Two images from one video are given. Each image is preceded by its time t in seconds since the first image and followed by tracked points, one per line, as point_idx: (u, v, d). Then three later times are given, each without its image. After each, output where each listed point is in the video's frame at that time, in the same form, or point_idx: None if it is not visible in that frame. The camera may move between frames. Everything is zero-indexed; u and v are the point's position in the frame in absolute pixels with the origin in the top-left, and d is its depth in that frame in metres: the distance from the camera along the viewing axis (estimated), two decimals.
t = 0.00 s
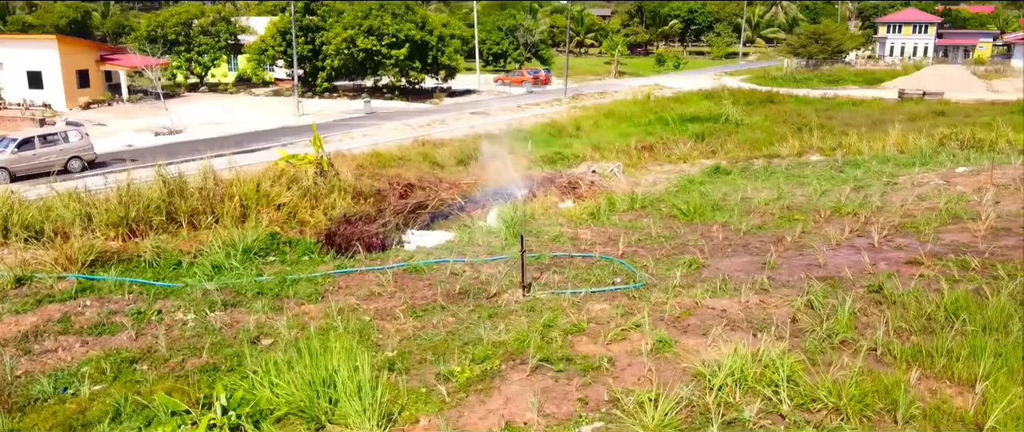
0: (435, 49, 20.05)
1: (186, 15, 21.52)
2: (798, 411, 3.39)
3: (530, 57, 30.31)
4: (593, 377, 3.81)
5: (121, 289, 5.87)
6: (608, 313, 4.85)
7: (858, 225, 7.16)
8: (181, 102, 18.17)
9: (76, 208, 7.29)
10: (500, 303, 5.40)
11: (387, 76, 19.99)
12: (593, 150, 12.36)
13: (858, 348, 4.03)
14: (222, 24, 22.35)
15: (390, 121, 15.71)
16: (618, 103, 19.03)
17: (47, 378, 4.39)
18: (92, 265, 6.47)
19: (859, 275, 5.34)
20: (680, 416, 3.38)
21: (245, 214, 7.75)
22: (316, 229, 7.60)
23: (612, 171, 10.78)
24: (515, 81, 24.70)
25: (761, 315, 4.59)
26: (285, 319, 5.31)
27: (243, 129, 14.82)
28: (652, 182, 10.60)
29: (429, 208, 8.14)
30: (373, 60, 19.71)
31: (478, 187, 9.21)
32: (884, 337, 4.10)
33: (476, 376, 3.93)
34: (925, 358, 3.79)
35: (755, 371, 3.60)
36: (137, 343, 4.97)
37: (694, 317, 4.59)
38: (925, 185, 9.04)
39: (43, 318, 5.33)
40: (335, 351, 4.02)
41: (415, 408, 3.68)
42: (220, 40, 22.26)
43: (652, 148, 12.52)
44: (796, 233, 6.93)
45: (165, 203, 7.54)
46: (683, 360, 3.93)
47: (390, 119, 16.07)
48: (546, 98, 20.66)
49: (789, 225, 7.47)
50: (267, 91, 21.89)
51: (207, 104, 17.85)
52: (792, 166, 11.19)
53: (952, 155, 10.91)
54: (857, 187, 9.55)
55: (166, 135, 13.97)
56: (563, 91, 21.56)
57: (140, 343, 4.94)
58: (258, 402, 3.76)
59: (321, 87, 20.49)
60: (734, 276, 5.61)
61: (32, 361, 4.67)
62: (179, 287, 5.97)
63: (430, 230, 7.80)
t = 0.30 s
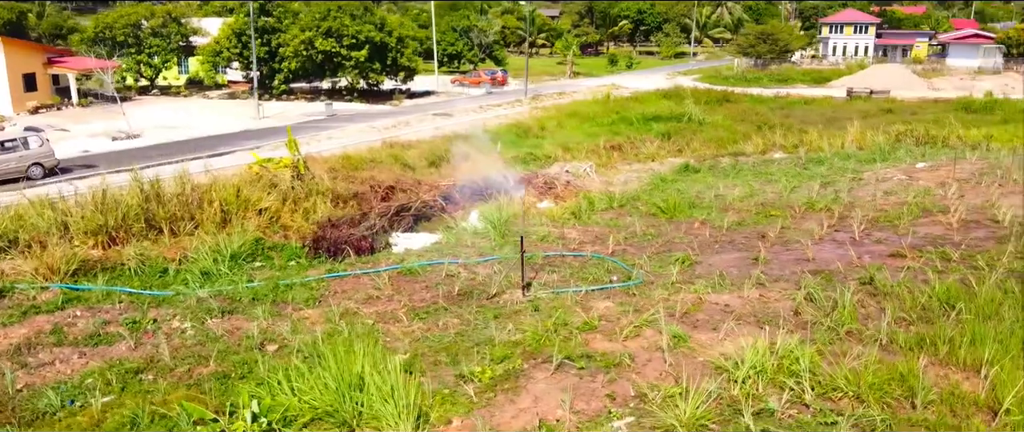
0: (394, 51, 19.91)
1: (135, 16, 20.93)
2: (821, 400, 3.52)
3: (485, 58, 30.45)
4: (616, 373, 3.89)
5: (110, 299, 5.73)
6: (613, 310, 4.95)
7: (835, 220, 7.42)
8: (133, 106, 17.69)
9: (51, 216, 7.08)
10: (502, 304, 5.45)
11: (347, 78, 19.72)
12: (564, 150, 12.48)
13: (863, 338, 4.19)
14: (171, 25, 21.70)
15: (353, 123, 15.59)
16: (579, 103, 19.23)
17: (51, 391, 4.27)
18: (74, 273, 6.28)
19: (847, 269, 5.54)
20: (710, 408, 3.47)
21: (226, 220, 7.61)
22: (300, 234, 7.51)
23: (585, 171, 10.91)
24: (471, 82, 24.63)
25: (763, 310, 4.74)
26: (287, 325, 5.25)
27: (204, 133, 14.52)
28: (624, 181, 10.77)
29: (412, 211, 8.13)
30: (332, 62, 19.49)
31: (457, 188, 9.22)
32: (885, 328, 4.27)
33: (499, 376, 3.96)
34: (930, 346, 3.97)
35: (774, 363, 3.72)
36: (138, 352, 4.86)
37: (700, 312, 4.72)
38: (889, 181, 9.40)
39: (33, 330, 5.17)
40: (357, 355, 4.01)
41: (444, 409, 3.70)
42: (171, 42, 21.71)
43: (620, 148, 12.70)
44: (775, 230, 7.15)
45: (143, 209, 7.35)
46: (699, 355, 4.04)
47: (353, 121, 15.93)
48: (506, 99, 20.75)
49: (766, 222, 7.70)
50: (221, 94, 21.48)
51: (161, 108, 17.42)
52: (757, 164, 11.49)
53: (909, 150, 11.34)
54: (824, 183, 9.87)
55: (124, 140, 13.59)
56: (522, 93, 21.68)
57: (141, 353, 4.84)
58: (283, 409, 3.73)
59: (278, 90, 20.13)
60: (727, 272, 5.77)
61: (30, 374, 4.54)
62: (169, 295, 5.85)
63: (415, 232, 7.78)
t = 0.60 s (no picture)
0: (353, 52, 19.83)
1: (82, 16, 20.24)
2: (840, 389, 3.65)
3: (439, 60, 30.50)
4: (638, 370, 3.97)
5: (100, 309, 5.59)
6: (618, 308, 5.04)
7: (812, 215, 7.66)
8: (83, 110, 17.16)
9: (26, 224, 6.85)
10: (505, 305, 5.49)
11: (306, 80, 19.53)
12: (535, 151, 12.57)
13: (867, 329, 4.36)
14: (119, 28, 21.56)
15: (317, 126, 15.41)
16: (539, 104, 19.36)
17: (58, 405, 4.16)
18: (57, 284, 6.09)
19: (836, 263, 5.75)
20: (737, 399, 3.57)
21: (207, 226, 7.47)
22: (285, 239, 7.42)
23: (559, 171, 11.02)
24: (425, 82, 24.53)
25: (764, 304, 4.89)
26: (291, 332, 5.20)
27: (163, 137, 14.19)
28: (597, 181, 10.90)
29: (395, 213, 8.10)
30: (290, 64, 19.29)
31: (438, 190, 9.21)
32: (886, 319, 4.44)
33: (523, 376, 4.00)
34: (932, 334, 4.14)
35: (792, 355, 3.85)
36: (140, 363, 4.76)
37: (705, 308, 4.84)
38: (854, 177, 9.74)
39: (25, 343, 5.02)
40: (379, 358, 4.01)
41: (474, 410, 3.72)
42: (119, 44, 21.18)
43: (590, 148, 12.85)
44: (756, 227, 7.37)
45: (121, 216, 7.16)
46: (714, 350, 4.14)
47: (317, 124, 15.75)
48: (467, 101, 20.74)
49: (745, 219, 7.92)
50: (173, 97, 21.00)
51: (114, 112, 16.94)
52: (724, 162, 11.77)
53: (868, 147, 11.74)
54: (792, 180, 10.17)
55: (80, 145, 13.19)
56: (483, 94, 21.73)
57: (145, 363, 4.74)
58: (311, 414, 3.70)
59: (233, 93, 19.79)
60: (721, 268, 5.91)
61: (31, 388, 4.41)
62: (162, 303, 5.73)
63: (401, 235, 7.76)
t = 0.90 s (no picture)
0: (310, 55, 19.63)
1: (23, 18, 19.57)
2: (858, 380, 3.79)
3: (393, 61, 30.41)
4: (659, 367, 4.04)
5: (91, 322, 5.43)
6: (623, 307, 5.12)
7: (788, 212, 7.89)
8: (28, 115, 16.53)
9: None
10: (507, 306, 5.52)
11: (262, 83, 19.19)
12: (505, 153, 12.62)
13: (868, 322, 4.52)
14: (64, 29, 20.84)
15: (279, 129, 15.17)
16: (500, 105, 19.42)
17: (69, 421, 4.04)
18: (40, 297, 5.88)
19: (823, 258, 5.94)
20: (763, 393, 3.67)
21: (189, 234, 7.30)
22: (270, 246, 7.31)
23: (532, 172, 11.10)
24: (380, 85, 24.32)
25: (765, 299, 5.03)
26: (296, 339, 5.14)
27: (120, 144, 13.78)
28: (569, 182, 11.00)
29: (378, 217, 8.05)
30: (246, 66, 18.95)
31: (417, 193, 9.18)
32: (885, 311, 4.61)
33: (546, 376, 4.04)
34: (934, 325, 4.32)
35: (807, 349, 3.98)
36: (144, 375, 4.65)
37: (709, 304, 4.95)
38: (821, 174, 10.06)
39: (18, 358, 4.84)
40: (402, 363, 4.01)
41: (504, 410, 3.75)
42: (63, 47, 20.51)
43: (559, 149, 12.96)
44: (736, 224, 7.56)
45: (99, 225, 6.95)
46: (729, 346, 4.25)
47: (278, 128, 15.50)
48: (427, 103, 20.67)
49: (723, 218, 8.11)
50: (122, 102, 20.38)
51: (63, 117, 16.38)
52: (691, 161, 12.02)
53: (828, 145, 12.12)
54: (760, 178, 10.45)
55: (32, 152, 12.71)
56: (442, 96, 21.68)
57: (150, 376, 4.63)
58: (341, 421, 3.67)
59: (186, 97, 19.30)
60: (714, 265, 6.05)
61: (34, 405, 4.28)
62: (155, 313, 5.59)
63: (386, 239, 7.72)
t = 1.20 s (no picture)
0: (266, 58, 19.33)
1: None
2: (871, 371, 3.93)
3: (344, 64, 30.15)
4: (678, 363, 4.14)
5: (83, 335, 5.27)
6: (627, 306, 5.22)
7: (765, 210, 8.10)
8: None
9: None
10: (509, 308, 5.55)
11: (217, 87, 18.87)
12: (475, 155, 12.63)
13: (867, 314, 4.70)
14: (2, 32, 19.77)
15: (239, 134, 14.87)
16: (460, 107, 19.41)
17: None
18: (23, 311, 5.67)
19: (810, 255, 6.13)
20: (785, 384, 3.78)
21: (169, 243, 7.12)
22: (254, 253, 7.19)
23: (505, 174, 11.13)
24: (332, 88, 24.04)
25: (764, 295, 5.17)
26: (301, 347, 5.08)
27: (74, 150, 13.33)
28: (542, 183, 11.08)
29: (361, 222, 7.98)
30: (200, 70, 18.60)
31: (395, 196, 9.12)
32: (882, 305, 4.79)
33: (569, 376, 4.09)
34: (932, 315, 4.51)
35: (819, 342, 4.12)
36: (150, 388, 4.54)
37: (711, 301, 5.07)
38: (788, 172, 10.35)
39: (13, 374, 4.67)
40: (428, 368, 4.01)
41: (533, 410, 3.79)
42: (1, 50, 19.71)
43: (527, 151, 13.04)
44: (717, 223, 7.74)
45: (76, 235, 6.72)
46: (739, 341, 4.36)
47: (237, 132, 15.19)
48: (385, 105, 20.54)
49: (701, 217, 8.29)
50: (66, 107, 19.68)
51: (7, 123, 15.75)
52: (658, 161, 12.23)
53: (789, 143, 12.47)
54: (728, 177, 10.70)
55: None
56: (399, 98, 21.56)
57: (157, 388, 4.52)
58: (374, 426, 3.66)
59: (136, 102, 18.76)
60: (707, 263, 6.19)
61: (40, 422, 4.14)
62: (149, 324, 5.45)
63: (371, 244, 7.66)
